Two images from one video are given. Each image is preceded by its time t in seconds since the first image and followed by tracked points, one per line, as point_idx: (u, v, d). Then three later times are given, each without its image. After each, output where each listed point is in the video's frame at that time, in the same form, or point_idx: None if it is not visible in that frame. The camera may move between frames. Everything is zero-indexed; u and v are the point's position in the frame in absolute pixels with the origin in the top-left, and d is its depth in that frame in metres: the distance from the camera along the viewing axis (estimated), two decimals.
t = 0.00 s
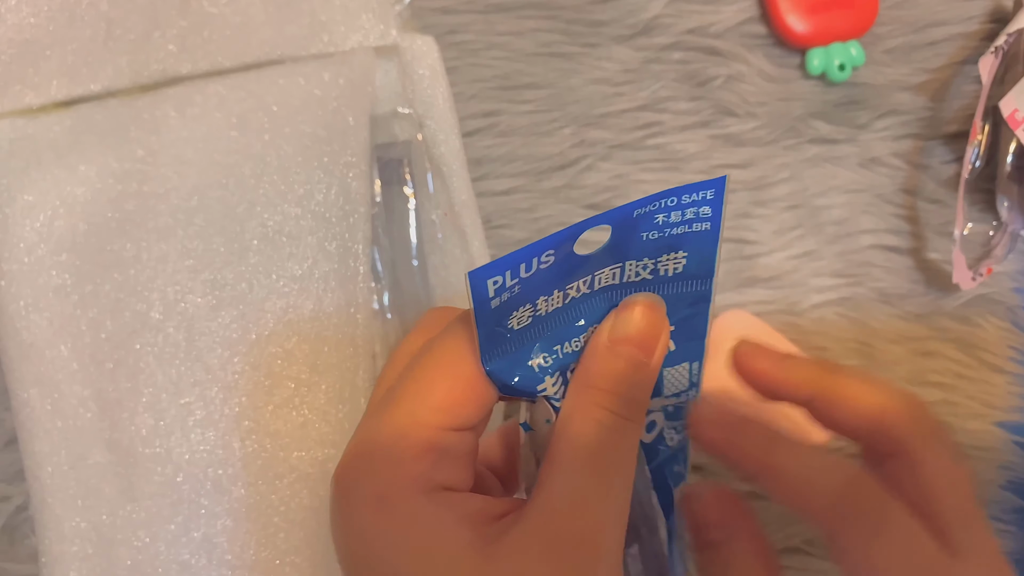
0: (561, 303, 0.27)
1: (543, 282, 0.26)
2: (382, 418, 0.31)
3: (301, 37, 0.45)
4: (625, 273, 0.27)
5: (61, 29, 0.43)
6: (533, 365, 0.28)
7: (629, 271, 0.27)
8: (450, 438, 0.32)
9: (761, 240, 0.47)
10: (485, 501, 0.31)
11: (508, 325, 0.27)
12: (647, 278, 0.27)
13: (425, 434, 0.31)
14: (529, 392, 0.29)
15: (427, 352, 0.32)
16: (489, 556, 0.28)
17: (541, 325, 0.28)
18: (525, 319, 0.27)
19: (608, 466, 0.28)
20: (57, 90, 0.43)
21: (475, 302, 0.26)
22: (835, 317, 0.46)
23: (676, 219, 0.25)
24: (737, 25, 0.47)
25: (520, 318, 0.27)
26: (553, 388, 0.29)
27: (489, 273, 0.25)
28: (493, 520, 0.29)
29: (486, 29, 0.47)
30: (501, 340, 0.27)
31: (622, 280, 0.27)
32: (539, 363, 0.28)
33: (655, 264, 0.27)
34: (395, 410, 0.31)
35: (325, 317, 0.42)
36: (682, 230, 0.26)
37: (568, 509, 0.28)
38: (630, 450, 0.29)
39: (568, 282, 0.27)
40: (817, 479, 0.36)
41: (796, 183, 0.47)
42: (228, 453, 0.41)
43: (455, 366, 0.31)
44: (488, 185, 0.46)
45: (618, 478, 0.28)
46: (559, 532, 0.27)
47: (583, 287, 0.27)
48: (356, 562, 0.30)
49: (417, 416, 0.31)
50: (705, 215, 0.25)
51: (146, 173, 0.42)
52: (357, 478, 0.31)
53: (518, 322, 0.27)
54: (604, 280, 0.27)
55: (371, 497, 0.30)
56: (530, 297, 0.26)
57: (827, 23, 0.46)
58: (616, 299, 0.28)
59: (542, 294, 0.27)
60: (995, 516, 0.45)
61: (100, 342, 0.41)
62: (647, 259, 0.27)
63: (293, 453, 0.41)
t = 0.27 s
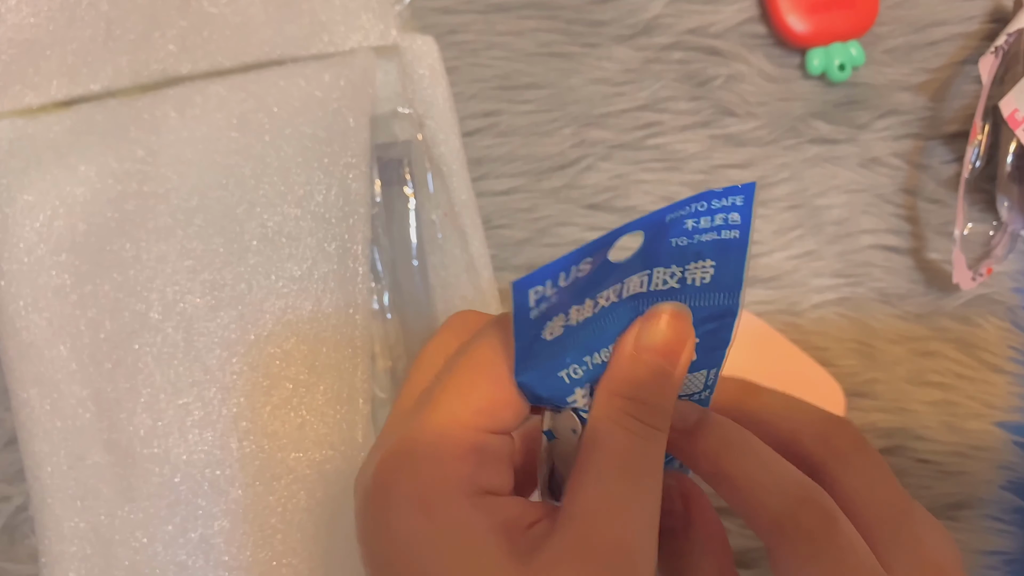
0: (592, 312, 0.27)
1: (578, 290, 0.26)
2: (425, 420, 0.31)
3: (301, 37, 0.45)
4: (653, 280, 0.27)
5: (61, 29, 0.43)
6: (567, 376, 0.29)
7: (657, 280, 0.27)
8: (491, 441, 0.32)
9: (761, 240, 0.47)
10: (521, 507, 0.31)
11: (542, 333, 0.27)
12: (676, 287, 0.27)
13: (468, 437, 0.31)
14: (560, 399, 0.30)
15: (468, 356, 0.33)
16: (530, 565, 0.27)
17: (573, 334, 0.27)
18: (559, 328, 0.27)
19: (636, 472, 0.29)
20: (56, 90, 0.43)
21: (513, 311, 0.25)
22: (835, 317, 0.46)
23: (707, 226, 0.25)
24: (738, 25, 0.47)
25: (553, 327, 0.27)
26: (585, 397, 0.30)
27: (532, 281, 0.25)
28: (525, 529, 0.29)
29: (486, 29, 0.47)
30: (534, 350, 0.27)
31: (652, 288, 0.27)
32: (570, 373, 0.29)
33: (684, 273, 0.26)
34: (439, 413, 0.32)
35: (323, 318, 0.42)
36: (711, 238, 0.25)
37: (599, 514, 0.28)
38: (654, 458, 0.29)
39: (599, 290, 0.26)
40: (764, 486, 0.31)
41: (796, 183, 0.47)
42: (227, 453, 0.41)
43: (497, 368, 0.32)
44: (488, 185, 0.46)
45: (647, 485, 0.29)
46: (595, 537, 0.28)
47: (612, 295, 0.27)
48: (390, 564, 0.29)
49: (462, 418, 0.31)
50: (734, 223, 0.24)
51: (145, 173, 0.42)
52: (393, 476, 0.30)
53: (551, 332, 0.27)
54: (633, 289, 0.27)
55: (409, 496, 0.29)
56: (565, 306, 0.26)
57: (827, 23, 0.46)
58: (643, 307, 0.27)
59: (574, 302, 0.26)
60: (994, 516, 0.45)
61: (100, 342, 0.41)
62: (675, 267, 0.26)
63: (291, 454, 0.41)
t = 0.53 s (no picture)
0: (587, 327, 0.27)
1: (575, 303, 0.26)
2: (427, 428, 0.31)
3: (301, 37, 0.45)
4: (644, 296, 0.27)
5: (61, 29, 0.43)
6: (561, 390, 0.28)
7: (647, 295, 0.27)
8: (491, 446, 0.31)
9: (761, 240, 0.47)
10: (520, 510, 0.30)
11: (541, 348, 0.27)
12: (666, 302, 0.27)
13: (467, 444, 0.31)
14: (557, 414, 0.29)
15: (469, 364, 0.32)
16: (526, 568, 0.28)
17: (569, 349, 0.27)
18: (557, 341, 0.27)
19: (629, 472, 0.29)
20: (56, 90, 0.43)
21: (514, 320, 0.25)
22: (834, 316, 0.46)
23: (695, 243, 0.25)
24: (738, 25, 0.47)
25: (552, 341, 0.27)
26: (581, 410, 0.29)
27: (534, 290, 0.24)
28: (521, 532, 0.30)
29: (486, 29, 0.47)
30: (531, 364, 0.27)
31: (643, 304, 0.27)
32: (567, 387, 0.28)
33: (672, 290, 0.26)
34: (439, 421, 0.31)
35: (323, 318, 0.42)
36: (698, 255, 0.25)
37: (592, 513, 0.28)
38: (649, 463, 0.29)
39: (594, 306, 0.26)
40: (736, 454, 0.32)
41: (796, 183, 0.47)
42: (227, 453, 0.41)
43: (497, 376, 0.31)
44: (488, 185, 0.46)
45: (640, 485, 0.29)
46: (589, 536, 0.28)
47: (606, 310, 0.27)
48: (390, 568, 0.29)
49: (461, 425, 0.31)
50: (721, 240, 0.25)
51: (145, 173, 0.42)
52: (396, 482, 0.30)
53: (548, 346, 0.27)
54: (626, 304, 0.27)
55: (407, 501, 0.29)
56: (564, 319, 0.26)
57: (827, 22, 0.46)
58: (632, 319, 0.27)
59: (571, 317, 0.26)
60: (994, 516, 0.45)
61: (100, 342, 0.41)
62: (665, 284, 0.26)
63: (291, 454, 0.41)
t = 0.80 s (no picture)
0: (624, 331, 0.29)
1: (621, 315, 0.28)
2: (446, 412, 0.32)
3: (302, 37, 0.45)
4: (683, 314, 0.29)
5: (61, 29, 0.43)
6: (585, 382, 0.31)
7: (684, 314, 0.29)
8: (505, 440, 0.32)
9: (761, 240, 0.47)
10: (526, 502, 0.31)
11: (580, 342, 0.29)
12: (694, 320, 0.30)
13: (486, 433, 0.31)
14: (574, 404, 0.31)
15: (496, 351, 0.33)
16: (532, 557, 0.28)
17: (600, 347, 0.30)
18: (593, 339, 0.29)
19: (638, 486, 0.30)
20: (57, 90, 0.43)
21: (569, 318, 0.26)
22: (834, 316, 0.46)
23: (752, 285, 0.27)
24: (737, 25, 0.47)
25: (591, 339, 0.29)
26: (598, 402, 0.31)
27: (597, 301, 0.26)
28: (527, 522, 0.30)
29: (486, 29, 0.47)
30: (562, 353, 0.30)
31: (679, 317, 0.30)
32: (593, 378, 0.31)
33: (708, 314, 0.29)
34: (458, 407, 0.32)
35: (326, 319, 0.42)
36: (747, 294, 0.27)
37: (594, 521, 0.29)
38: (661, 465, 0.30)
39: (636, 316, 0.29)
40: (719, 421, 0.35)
41: (796, 183, 0.47)
42: (227, 453, 0.41)
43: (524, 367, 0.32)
44: (488, 185, 0.46)
45: (647, 499, 0.29)
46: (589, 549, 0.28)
47: (645, 321, 0.29)
48: (391, 544, 0.29)
49: (482, 415, 0.32)
50: (775, 288, 0.27)
51: (146, 174, 0.42)
52: (408, 461, 0.30)
53: (586, 341, 0.29)
54: (665, 317, 0.29)
55: (421, 482, 0.29)
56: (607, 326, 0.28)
57: (826, 23, 0.46)
58: (660, 324, 0.30)
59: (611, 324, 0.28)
60: (993, 515, 0.45)
61: (101, 342, 0.41)
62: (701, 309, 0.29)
63: (293, 454, 0.41)
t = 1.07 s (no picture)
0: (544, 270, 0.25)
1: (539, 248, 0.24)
2: (363, 370, 0.31)
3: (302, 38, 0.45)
4: (616, 242, 0.24)
5: (61, 29, 0.43)
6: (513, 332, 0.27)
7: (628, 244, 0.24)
8: (430, 396, 0.31)
9: (760, 240, 0.47)
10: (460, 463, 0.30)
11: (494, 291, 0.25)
12: (632, 248, 0.24)
13: (405, 390, 0.31)
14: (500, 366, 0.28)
15: (411, 315, 0.31)
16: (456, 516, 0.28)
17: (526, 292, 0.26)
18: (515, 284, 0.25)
19: (564, 454, 0.27)
20: (58, 90, 0.43)
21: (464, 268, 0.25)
22: (833, 316, 0.47)
23: (666, 191, 0.23)
24: (737, 25, 0.48)
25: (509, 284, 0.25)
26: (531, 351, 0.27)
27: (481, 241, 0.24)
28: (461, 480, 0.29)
29: (486, 29, 0.47)
30: (482, 306, 0.26)
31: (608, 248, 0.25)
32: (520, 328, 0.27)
33: (643, 236, 0.24)
34: (377, 364, 0.31)
35: (324, 318, 0.43)
36: (682, 204, 0.23)
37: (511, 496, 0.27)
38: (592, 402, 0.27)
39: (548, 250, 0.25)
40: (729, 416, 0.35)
41: (796, 183, 0.47)
42: (227, 453, 0.41)
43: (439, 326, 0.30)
44: (488, 186, 0.47)
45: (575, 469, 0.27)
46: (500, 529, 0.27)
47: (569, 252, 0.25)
48: (317, 504, 0.30)
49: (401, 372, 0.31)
50: (695, 190, 0.23)
51: (147, 174, 0.42)
52: (332, 423, 0.30)
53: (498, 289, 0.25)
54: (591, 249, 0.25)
55: (338, 441, 0.30)
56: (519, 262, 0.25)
57: (826, 23, 0.46)
58: (591, 256, 0.25)
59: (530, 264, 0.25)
60: (993, 515, 0.45)
61: (101, 342, 0.41)
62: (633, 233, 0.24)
63: (292, 453, 0.41)
